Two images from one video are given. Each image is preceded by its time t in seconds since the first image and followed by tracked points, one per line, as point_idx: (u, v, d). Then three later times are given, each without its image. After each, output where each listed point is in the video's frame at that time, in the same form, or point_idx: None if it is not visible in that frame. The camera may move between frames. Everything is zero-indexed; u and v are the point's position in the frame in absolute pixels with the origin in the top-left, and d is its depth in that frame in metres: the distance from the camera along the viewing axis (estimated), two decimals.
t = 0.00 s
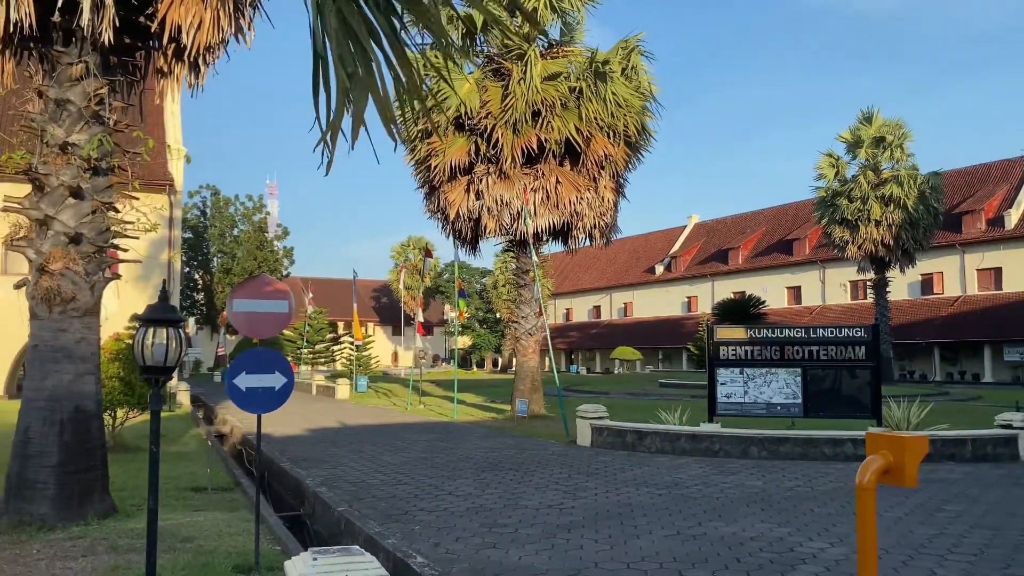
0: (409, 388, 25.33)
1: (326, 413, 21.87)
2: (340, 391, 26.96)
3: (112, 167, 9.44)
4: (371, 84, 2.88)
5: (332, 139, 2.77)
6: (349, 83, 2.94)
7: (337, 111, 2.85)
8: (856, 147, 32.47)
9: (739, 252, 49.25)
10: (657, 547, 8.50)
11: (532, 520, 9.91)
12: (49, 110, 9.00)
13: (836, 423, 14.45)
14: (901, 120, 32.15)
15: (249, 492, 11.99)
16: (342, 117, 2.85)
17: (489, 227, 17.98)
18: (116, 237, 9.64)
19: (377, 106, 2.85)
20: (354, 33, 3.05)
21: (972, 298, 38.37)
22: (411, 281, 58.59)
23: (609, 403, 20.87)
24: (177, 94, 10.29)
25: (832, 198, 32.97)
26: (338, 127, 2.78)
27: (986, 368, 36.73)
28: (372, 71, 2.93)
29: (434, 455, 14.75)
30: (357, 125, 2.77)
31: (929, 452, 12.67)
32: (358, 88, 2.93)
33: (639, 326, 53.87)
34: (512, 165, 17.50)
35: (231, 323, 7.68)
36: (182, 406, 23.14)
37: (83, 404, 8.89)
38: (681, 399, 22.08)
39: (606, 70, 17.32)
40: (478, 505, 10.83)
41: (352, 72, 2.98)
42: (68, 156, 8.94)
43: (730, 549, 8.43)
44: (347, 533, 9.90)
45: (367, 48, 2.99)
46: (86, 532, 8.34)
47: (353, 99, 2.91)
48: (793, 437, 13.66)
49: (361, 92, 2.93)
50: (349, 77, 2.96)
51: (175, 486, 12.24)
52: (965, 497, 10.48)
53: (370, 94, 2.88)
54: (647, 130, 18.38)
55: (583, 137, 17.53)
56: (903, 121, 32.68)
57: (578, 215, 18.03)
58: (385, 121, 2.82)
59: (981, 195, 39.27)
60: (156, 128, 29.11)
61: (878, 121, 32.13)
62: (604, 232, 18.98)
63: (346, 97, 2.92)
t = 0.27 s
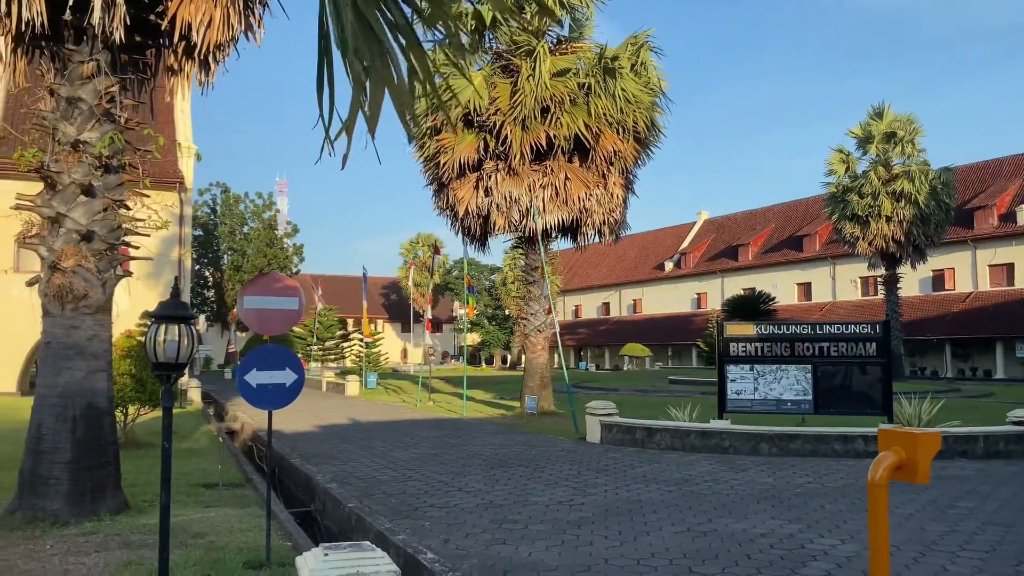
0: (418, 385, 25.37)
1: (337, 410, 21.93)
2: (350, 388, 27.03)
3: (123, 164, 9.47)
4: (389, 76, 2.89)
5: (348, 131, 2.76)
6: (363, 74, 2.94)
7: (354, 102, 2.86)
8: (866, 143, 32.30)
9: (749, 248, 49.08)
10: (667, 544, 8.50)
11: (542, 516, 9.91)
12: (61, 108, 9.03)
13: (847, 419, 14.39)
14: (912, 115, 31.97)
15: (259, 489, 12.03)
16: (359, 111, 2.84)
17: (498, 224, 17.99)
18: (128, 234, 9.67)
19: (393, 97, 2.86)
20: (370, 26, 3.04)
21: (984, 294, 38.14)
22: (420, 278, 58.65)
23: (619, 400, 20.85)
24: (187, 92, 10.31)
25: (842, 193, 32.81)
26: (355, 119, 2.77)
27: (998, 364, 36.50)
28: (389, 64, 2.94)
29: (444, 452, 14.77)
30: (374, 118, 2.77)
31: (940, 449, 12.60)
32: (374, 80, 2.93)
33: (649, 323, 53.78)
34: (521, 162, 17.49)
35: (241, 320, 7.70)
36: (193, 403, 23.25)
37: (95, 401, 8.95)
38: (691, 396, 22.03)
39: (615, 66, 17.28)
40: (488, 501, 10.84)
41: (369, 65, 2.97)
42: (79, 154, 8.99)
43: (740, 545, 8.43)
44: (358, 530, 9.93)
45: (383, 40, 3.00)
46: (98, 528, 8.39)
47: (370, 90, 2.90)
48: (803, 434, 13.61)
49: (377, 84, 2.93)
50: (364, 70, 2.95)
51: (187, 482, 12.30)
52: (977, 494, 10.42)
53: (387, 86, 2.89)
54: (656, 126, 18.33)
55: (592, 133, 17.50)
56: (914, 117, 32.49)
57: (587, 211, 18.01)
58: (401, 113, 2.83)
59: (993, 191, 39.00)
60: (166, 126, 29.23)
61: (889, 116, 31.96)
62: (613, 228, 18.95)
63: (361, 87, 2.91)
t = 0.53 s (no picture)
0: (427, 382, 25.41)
1: (346, 407, 21.99)
2: (359, 384, 27.11)
3: (134, 161, 9.52)
4: (403, 73, 2.91)
5: (366, 126, 2.77)
6: (378, 70, 2.96)
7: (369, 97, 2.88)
8: (876, 138, 32.14)
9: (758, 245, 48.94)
10: (676, 540, 8.50)
11: (551, 513, 9.91)
12: (71, 106, 9.06)
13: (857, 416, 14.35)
14: (922, 110, 31.79)
15: (269, 485, 12.07)
16: (374, 105, 2.86)
17: (506, 220, 17.98)
18: (138, 232, 9.71)
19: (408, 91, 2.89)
20: (385, 24, 3.07)
21: (994, 290, 37.93)
22: (428, 275, 58.72)
23: (628, 397, 20.83)
24: (196, 90, 10.33)
25: (851, 189, 32.66)
26: (370, 114, 2.80)
27: (1009, 361, 36.31)
28: (403, 60, 2.96)
29: (452, 448, 14.80)
30: (390, 111, 2.79)
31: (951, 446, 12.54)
32: (387, 76, 2.95)
33: (657, 320, 53.70)
34: (529, 159, 17.48)
35: (251, 317, 7.72)
36: (203, 399, 23.36)
37: (105, 397, 9.00)
38: (700, 392, 22.01)
39: (624, 62, 17.25)
40: (497, 498, 10.85)
41: (384, 61, 2.99)
42: (90, 151, 9.03)
43: (750, 542, 8.42)
44: (367, 526, 9.95)
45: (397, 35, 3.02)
46: (110, 524, 8.44)
47: (385, 86, 2.92)
48: (813, 430, 13.58)
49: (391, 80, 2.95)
50: (379, 66, 2.98)
51: (197, 478, 12.36)
52: (988, 491, 10.37)
53: (401, 82, 2.90)
54: (664, 122, 18.29)
55: (600, 129, 17.47)
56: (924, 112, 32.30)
57: (596, 208, 17.99)
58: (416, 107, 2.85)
59: (1004, 186, 38.76)
60: (175, 123, 29.33)
61: (899, 111, 31.79)
62: (622, 225, 18.92)
63: (377, 83, 2.93)
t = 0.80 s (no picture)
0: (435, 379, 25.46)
1: (354, 403, 22.05)
2: (367, 381, 27.19)
3: (142, 159, 9.55)
4: (414, 71, 2.90)
5: (378, 125, 2.77)
6: (391, 68, 2.95)
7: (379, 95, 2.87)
8: (885, 134, 32.02)
9: (766, 241, 48.82)
10: (684, 537, 8.48)
11: (560, 509, 9.91)
12: (80, 104, 9.09)
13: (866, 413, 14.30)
14: (931, 106, 31.65)
15: (278, 481, 12.11)
16: (386, 103, 2.85)
17: (514, 217, 17.97)
18: (147, 229, 9.74)
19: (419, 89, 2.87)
20: (396, 22, 3.06)
21: (1004, 287, 37.75)
22: (435, 272, 58.77)
23: (635, 393, 20.82)
24: (204, 87, 10.36)
25: (860, 185, 32.54)
26: (382, 114, 2.79)
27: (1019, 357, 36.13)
28: (414, 58, 2.95)
29: (460, 445, 14.81)
30: (403, 109, 2.78)
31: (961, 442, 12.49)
32: (399, 74, 2.94)
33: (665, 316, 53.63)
34: (536, 155, 17.46)
35: (260, 314, 7.74)
36: (211, 396, 23.45)
37: (115, 394, 9.04)
38: (707, 389, 21.99)
39: (631, 59, 17.21)
40: (505, 494, 10.85)
41: (396, 60, 2.98)
42: (99, 149, 9.07)
43: (758, 539, 8.40)
44: (375, 522, 9.97)
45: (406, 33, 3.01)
46: (119, 520, 8.48)
47: (396, 84, 2.91)
48: (821, 427, 13.54)
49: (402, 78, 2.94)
50: (391, 64, 2.96)
51: (206, 475, 12.40)
52: (998, 488, 10.33)
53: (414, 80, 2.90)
54: (672, 118, 18.26)
55: (608, 126, 17.45)
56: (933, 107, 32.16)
57: (603, 204, 17.97)
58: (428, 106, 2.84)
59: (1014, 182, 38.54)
60: (183, 121, 29.42)
61: (908, 107, 31.66)
62: (629, 221, 18.89)
63: (389, 82, 2.93)
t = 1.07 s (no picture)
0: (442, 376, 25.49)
1: (361, 400, 22.09)
2: (374, 378, 27.23)
3: (150, 157, 9.57)
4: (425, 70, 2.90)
5: (388, 125, 2.76)
6: (401, 66, 2.94)
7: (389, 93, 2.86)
8: (893, 130, 31.90)
9: (773, 238, 48.71)
10: (692, 534, 8.48)
11: (567, 506, 9.92)
12: (88, 102, 9.12)
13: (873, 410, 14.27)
14: (939, 102, 31.51)
15: (285, 478, 12.14)
16: (397, 102, 2.84)
17: (520, 214, 17.95)
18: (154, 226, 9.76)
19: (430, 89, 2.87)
20: (405, 20, 3.04)
21: (1012, 283, 37.60)
22: (442, 269, 58.79)
23: (642, 390, 20.83)
24: (212, 85, 10.37)
25: (867, 182, 32.42)
26: (393, 112, 2.78)
27: None
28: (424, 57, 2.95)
29: (467, 442, 14.83)
30: (413, 108, 2.77)
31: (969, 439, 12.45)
32: (409, 73, 2.94)
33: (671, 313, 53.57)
34: (543, 152, 17.44)
35: (267, 311, 7.76)
36: (219, 393, 23.52)
37: (123, 391, 9.07)
38: (714, 386, 21.97)
39: (638, 55, 17.17)
40: (512, 491, 10.86)
41: (406, 58, 2.97)
42: (107, 147, 9.09)
43: (766, 536, 8.39)
44: (383, 518, 10.00)
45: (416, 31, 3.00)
46: (128, 516, 8.51)
47: (407, 83, 2.90)
48: (828, 424, 13.51)
49: (413, 77, 2.93)
50: (401, 63, 2.95)
51: (214, 471, 12.44)
52: (1007, 484, 10.29)
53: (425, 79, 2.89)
54: (679, 114, 18.22)
55: (614, 122, 17.43)
56: (942, 103, 32.01)
57: (610, 201, 17.95)
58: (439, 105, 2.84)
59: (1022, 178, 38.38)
60: (190, 119, 29.50)
61: (916, 103, 31.52)
62: (636, 218, 18.87)
63: (400, 80, 2.91)
